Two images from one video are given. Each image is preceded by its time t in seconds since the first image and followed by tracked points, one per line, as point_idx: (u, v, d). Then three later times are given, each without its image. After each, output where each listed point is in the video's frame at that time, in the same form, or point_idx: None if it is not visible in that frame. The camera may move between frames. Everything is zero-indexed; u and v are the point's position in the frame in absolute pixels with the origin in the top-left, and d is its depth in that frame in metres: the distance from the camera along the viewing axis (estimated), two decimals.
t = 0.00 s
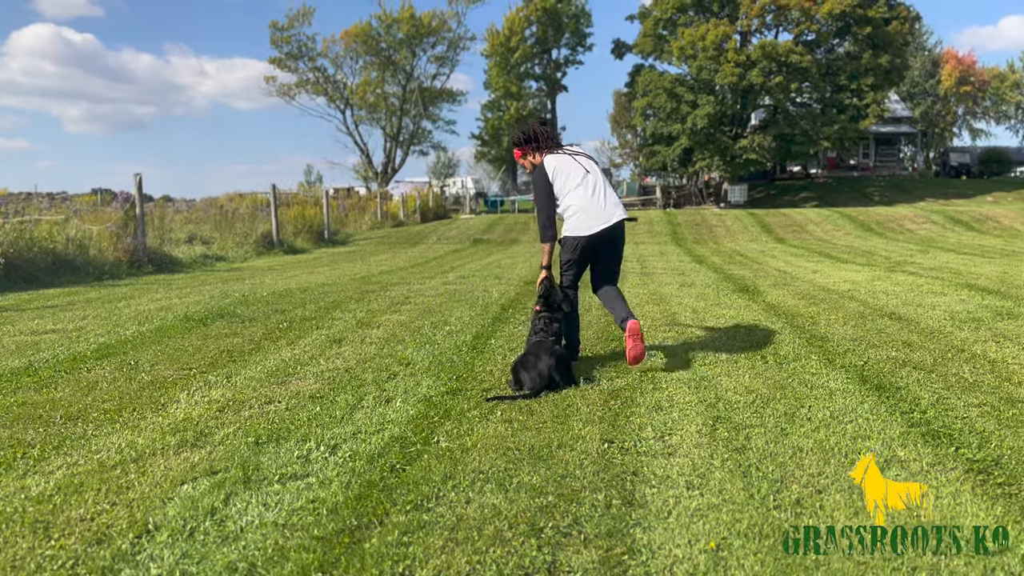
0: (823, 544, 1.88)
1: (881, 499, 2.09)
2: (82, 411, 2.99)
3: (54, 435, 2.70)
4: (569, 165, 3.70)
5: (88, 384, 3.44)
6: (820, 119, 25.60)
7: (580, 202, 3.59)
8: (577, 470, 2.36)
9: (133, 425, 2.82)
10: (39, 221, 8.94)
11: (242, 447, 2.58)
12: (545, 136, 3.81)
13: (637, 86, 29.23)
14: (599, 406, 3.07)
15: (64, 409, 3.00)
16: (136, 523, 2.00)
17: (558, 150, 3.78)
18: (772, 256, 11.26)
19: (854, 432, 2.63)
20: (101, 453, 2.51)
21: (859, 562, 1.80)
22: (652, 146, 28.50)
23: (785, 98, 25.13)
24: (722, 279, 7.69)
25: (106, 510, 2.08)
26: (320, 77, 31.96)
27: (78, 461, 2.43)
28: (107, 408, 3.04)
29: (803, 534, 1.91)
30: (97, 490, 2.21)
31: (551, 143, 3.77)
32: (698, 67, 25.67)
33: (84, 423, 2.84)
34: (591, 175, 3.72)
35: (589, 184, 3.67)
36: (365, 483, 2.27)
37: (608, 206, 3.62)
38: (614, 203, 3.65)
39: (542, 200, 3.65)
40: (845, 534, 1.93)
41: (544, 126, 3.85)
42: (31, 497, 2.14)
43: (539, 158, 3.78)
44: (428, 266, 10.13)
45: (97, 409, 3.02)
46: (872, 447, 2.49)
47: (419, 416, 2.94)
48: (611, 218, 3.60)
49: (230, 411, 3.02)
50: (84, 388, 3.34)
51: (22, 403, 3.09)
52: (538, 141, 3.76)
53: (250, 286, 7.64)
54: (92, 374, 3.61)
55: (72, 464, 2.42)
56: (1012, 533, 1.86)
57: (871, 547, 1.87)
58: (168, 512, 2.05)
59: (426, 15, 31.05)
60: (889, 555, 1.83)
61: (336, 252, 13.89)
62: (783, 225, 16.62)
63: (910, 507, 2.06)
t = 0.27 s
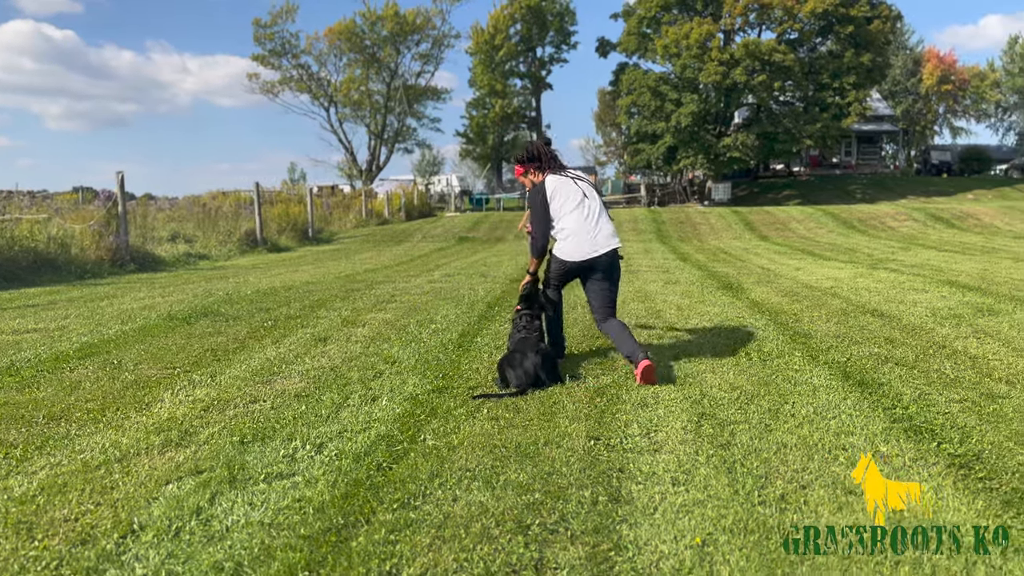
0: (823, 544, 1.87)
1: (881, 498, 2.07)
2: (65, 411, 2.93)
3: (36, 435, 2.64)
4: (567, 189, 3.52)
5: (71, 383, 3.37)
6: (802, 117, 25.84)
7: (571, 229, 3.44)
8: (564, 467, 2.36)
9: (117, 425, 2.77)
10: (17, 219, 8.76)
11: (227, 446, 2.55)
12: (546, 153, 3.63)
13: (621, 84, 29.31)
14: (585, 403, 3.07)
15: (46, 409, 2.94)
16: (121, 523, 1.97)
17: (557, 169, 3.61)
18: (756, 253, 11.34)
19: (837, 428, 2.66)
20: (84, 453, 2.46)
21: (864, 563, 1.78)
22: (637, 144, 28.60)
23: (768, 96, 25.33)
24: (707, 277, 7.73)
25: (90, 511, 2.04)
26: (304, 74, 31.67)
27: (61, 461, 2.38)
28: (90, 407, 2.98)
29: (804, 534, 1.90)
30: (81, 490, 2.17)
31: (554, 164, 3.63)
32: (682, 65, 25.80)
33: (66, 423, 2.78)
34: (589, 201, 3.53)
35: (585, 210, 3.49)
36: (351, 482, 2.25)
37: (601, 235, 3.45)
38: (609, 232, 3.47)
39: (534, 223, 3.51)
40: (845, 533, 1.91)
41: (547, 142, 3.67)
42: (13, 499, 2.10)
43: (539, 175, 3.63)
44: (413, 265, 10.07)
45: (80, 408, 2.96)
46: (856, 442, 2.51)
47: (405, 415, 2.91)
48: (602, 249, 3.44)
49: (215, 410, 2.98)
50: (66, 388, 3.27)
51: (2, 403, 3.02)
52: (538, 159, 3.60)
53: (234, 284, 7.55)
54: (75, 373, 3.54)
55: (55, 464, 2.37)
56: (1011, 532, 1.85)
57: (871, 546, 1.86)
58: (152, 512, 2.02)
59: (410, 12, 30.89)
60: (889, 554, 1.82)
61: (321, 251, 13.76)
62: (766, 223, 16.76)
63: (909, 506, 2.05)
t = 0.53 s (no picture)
0: (824, 544, 1.86)
1: (882, 498, 2.04)
2: (37, 411, 2.86)
3: (7, 436, 2.57)
4: (558, 207, 3.48)
5: (42, 383, 3.28)
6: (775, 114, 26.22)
7: (555, 250, 3.44)
8: (542, 463, 2.37)
9: (91, 425, 2.70)
10: None
11: (204, 444, 2.50)
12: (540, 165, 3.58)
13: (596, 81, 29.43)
14: (563, 399, 3.09)
15: (17, 409, 2.86)
16: (96, 523, 1.93)
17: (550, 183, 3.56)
18: (730, 249, 11.50)
19: (811, 420, 2.71)
20: (58, 453, 2.40)
21: (857, 561, 1.78)
22: (612, 141, 28.75)
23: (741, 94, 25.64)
24: (682, 272, 7.81)
25: (64, 511, 1.99)
26: (277, 69, 31.20)
27: (34, 462, 2.33)
28: (62, 407, 2.91)
29: (805, 534, 1.88)
30: (55, 490, 2.12)
31: (547, 176, 3.58)
32: (657, 63, 26.00)
33: (38, 424, 2.71)
34: (577, 221, 3.50)
35: (573, 231, 3.47)
36: (329, 479, 2.23)
37: (585, 259, 3.44)
38: (593, 256, 3.45)
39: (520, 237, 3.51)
40: (844, 534, 1.90)
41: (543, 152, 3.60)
42: None
43: (531, 186, 3.59)
44: (389, 262, 10.00)
45: (52, 408, 2.89)
46: (828, 435, 2.56)
47: (382, 412, 2.89)
48: (586, 273, 3.44)
49: (190, 409, 2.92)
50: (37, 387, 3.19)
51: None
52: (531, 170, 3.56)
53: (208, 282, 7.42)
54: (46, 373, 3.45)
55: (28, 465, 2.31)
56: (1012, 532, 1.84)
57: (870, 546, 1.84)
58: (129, 512, 1.98)
59: (385, 7, 30.61)
60: (888, 554, 1.80)
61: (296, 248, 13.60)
62: (740, 219, 16.98)
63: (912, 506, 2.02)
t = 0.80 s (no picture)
0: (826, 543, 1.85)
1: (883, 499, 2.03)
2: None
3: None
4: (542, 214, 3.51)
5: None
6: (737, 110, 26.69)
7: (534, 258, 3.49)
8: (518, 457, 2.37)
9: (53, 425, 2.61)
10: None
11: (172, 444, 2.44)
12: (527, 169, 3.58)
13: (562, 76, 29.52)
14: (536, 393, 3.10)
15: None
16: (63, 526, 1.88)
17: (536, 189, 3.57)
18: (695, 243, 11.69)
19: (780, 411, 2.78)
20: (19, 455, 2.31)
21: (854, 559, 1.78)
22: (578, 136, 28.89)
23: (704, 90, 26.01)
24: (649, 266, 7.91)
25: (28, 514, 1.93)
26: (238, 62, 30.47)
27: None
28: (23, 407, 2.81)
29: (806, 534, 1.87)
30: (18, 493, 2.05)
31: (531, 179, 3.59)
32: (622, 58, 26.22)
33: None
34: (558, 232, 3.56)
35: (553, 241, 3.53)
36: (302, 478, 2.19)
37: (562, 272, 3.51)
38: (570, 269, 3.54)
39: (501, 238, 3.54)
40: (846, 533, 1.89)
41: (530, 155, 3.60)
42: None
43: (515, 188, 3.61)
44: (357, 257, 9.88)
45: (12, 409, 2.79)
46: (798, 426, 2.63)
47: (354, 408, 2.86)
48: (562, 284, 3.53)
49: (157, 407, 2.85)
50: None
51: None
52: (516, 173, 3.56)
53: (171, 278, 7.22)
54: (3, 373, 3.33)
55: None
56: (1013, 532, 1.83)
57: (872, 546, 1.83)
58: (96, 513, 1.93)
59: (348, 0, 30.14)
60: (890, 554, 1.79)
61: (261, 244, 13.33)
62: (705, 214, 17.26)
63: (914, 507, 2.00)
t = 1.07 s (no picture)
0: (823, 543, 1.89)
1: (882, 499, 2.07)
2: None
3: None
4: (525, 206, 3.49)
5: None
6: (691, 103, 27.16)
7: (513, 250, 3.48)
8: (501, 455, 2.36)
9: (6, 431, 2.48)
10: None
11: (138, 448, 2.34)
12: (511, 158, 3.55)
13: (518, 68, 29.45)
14: (513, 388, 3.09)
15: None
16: (27, 537, 1.80)
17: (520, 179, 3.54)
18: (654, 235, 11.87)
19: (758, 403, 2.85)
20: None
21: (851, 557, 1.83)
22: (534, 128, 28.92)
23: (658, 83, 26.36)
24: (612, 259, 7.99)
25: None
26: (185, 52, 29.34)
27: None
28: None
29: (805, 534, 1.91)
30: None
31: (514, 168, 3.57)
32: (577, 50, 26.32)
33: None
34: (539, 225, 3.55)
35: (532, 234, 3.52)
36: (279, 481, 2.13)
37: (540, 267, 3.51)
38: (548, 264, 3.54)
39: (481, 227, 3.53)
40: (846, 533, 1.93)
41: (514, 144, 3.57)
42: None
43: (497, 177, 3.59)
44: (316, 251, 9.68)
45: None
46: (777, 418, 2.70)
47: (328, 408, 2.79)
48: (539, 279, 3.53)
49: (118, 409, 2.73)
50: None
51: None
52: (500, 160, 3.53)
53: (122, 274, 6.93)
54: None
55: None
56: (1012, 532, 1.87)
57: (872, 546, 1.87)
58: (63, 524, 1.85)
59: None
60: (889, 553, 1.83)
61: (214, 238, 12.92)
62: (661, 206, 17.54)
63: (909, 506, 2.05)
